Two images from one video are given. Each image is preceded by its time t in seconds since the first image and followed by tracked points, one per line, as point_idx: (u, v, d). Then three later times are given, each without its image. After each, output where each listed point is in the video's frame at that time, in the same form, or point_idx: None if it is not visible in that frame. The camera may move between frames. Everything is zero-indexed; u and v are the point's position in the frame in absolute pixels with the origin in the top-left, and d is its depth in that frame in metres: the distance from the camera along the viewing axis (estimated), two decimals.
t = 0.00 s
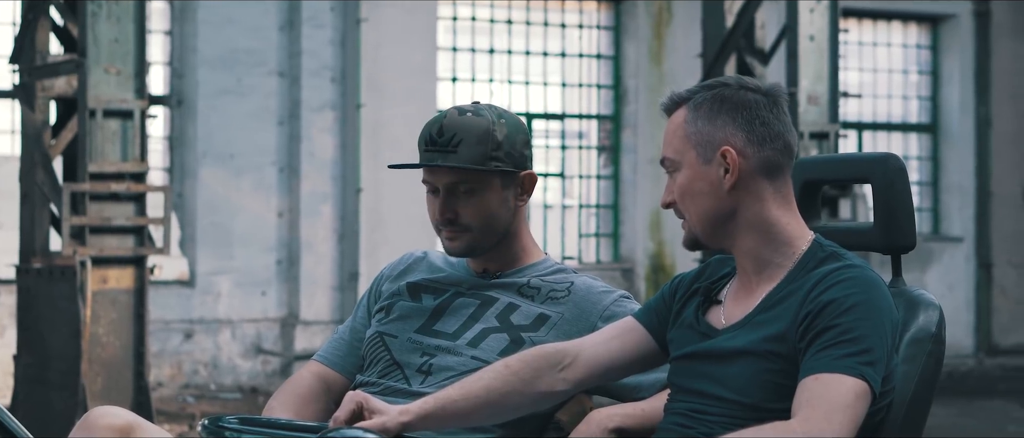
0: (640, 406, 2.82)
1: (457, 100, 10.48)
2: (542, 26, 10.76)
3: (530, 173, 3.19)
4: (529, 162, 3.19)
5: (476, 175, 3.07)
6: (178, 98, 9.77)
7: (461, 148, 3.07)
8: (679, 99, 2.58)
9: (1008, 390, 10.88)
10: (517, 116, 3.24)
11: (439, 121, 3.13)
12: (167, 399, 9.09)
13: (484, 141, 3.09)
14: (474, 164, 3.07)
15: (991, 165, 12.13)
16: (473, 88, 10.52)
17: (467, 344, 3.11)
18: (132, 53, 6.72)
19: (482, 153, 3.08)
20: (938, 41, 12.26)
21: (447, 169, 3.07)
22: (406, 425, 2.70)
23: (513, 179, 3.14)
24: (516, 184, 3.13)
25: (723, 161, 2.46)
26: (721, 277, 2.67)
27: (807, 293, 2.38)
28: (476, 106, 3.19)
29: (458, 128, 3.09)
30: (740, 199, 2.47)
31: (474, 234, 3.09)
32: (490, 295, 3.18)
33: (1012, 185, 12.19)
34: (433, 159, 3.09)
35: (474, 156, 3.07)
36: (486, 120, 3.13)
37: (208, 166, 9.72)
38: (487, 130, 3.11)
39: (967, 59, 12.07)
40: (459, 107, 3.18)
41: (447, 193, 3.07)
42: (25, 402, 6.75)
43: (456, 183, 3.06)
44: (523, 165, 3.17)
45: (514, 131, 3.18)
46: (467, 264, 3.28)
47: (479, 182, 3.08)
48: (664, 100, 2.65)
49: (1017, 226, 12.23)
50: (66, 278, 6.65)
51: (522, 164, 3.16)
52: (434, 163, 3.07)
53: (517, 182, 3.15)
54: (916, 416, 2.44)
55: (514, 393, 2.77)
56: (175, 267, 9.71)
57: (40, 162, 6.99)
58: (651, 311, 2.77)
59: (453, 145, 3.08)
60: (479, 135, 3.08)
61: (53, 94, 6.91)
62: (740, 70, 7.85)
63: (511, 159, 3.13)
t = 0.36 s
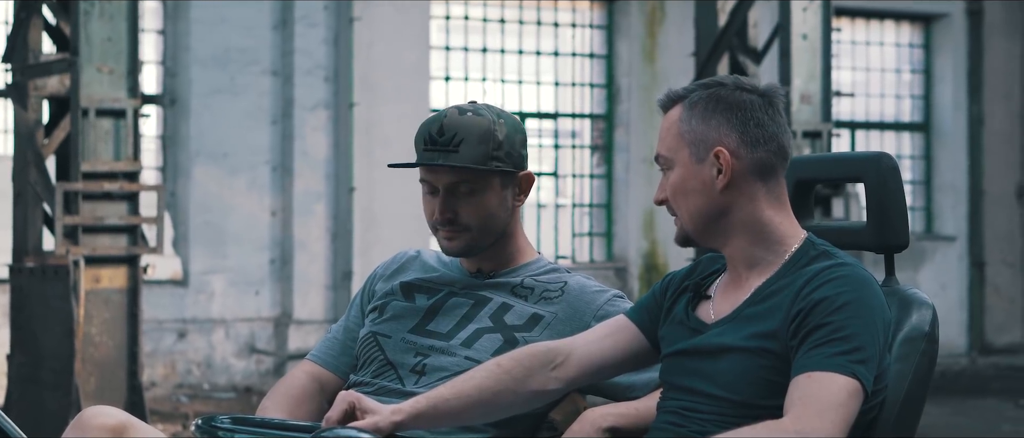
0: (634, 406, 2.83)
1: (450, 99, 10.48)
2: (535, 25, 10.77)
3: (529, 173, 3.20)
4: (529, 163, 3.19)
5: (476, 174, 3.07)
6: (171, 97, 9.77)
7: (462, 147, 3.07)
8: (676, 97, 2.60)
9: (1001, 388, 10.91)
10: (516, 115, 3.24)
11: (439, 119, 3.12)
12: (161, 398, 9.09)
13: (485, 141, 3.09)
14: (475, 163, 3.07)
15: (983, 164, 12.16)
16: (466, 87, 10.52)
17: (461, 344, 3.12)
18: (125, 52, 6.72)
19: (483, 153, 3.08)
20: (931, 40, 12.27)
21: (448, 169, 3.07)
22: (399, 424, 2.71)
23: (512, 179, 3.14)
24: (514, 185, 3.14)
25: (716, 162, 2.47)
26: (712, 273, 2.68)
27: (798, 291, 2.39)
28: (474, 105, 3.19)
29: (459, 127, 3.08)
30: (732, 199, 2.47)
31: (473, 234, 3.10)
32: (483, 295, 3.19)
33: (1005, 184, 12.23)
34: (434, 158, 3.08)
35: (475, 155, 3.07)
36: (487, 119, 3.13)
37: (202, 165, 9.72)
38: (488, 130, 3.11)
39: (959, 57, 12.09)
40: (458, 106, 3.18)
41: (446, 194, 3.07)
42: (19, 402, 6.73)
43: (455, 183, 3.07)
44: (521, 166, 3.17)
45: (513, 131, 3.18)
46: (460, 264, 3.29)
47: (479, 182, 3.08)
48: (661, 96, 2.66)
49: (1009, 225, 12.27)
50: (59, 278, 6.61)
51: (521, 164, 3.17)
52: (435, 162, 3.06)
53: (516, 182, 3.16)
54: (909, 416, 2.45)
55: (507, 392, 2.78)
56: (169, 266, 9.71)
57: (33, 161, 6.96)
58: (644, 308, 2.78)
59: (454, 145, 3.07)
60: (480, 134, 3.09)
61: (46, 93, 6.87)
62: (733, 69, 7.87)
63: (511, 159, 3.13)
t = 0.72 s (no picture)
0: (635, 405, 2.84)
1: (450, 99, 10.48)
2: (534, 24, 10.77)
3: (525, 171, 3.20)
4: (524, 161, 3.19)
5: (472, 174, 3.07)
6: (170, 97, 9.77)
7: (456, 147, 3.07)
8: (664, 104, 2.60)
9: (1001, 388, 10.91)
10: (510, 115, 3.23)
11: (434, 120, 3.12)
12: (161, 398, 9.09)
13: (480, 140, 3.09)
14: (468, 163, 3.07)
15: (983, 163, 12.16)
16: (465, 87, 10.51)
17: (461, 344, 3.11)
18: (124, 52, 6.72)
19: (479, 153, 3.08)
20: (930, 40, 12.26)
21: (443, 168, 3.07)
22: (398, 424, 2.72)
23: (509, 178, 3.14)
24: (511, 183, 3.14)
25: (713, 166, 2.47)
26: (711, 273, 2.68)
27: (800, 293, 2.39)
28: (470, 105, 3.19)
29: (453, 127, 3.08)
30: (730, 202, 2.47)
31: (470, 233, 3.10)
32: (482, 295, 3.19)
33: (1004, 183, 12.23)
34: (429, 157, 3.08)
35: (470, 154, 3.07)
36: (481, 119, 3.13)
37: (201, 164, 9.73)
38: (483, 129, 3.10)
39: (959, 57, 12.09)
40: (453, 106, 3.18)
41: (443, 193, 3.07)
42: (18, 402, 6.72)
43: (452, 182, 3.07)
44: (517, 165, 3.17)
45: (509, 130, 3.18)
46: (459, 263, 3.29)
47: (476, 181, 3.08)
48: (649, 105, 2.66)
49: (1007, 224, 12.28)
50: (59, 278, 6.60)
51: (518, 163, 3.17)
52: (429, 162, 3.07)
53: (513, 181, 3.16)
54: (910, 416, 2.45)
55: (506, 392, 2.77)
56: (169, 266, 9.70)
57: (32, 161, 6.95)
58: (642, 308, 2.78)
59: (449, 144, 3.07)
60: (475, 134, 3.08)
61: (46, 93, 6.88)
62: (732, 70, 7.87)
63: (507, 157, 3.13)
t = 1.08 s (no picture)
0: (634, 405, 2.85)
1: (449, 98, 10.48)
2: (533, 23, 10.76)
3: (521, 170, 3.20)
4: (519, 160, 3.20)
5: (468, 173, 3.07)
6: (169, 96, 9.78)
7: (453, 146, 3.07)
8: (654, 110, 2.59)
9: (1000, 387, 10.90)
10: (506, 115, 3.24)
11: (431, 118, 3.13)
12: (159, 397, 9.09)
13: (476, 138, 3.09)
14: (464, 162, 3.06)
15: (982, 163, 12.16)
16: (465, 86, 10.51)
17: (459, 344, 3.11)
18: (123, 52, 6.73)
19: (475, 151, 3.08)
20: (929, 39, 12.27)
21: (439, 168, 3.07)
22: (396, 423, 2.72)
23: (504, 177, 3.14)
24: (506, 182, 3.14)
25: (704, 172, 2.46)
26: (710, 273, 2.68)
27: (800, 292, 2.39)
28: (467, 104, 3.20)
29: (450, 125, 3.09)
30: (723, 207, 2.47)
31: (468, 233, 3.09)
32: (481, 294, 3.19)
33: (1005, 183, 12.22)
34: (425, 157, 3.08)
35: (465, 153, 3.07)
36: (478, 118, 3.13)
37: (200, 164, 9.74)
38: (479, 128, 3.11)
39: (959, 55, 12.08)
40: (449, 106, 3.19)
41: (439, 193, 3.07)
42: (16, 401, 6.71)
43: (448, 182, 3.07)
44: (515, 163, 3.17)
45: (506, 129, 3.18)
46: (458, 263, 3.29)
47: (471, 181, 3.08)
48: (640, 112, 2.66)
49: (1008, 223, 12.27)
50: (58, 278, 6.60)
51: (514, 161, 3.17)
52: (425, 162, 3.06)
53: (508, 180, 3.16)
54: (908, 415, 2.45)
55: (504, 391, 2.77)
56: (168, 265, 9.71)
57: (31, 160, 6.94)
58: (640, 308, 2.78)
59: (444, 143, 3.07)
60: (472, 132, 3.08)
61: (45, 93, 6.88)
62: (731, 69, 7.87)
63: (503, 156, 3.13)
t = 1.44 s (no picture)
0: (629, 405, 2.85)
1: (444, 98, 10.48)
2: (527, 24, 10.76)
3: (516, 169, 3.19)
4: (515, 159, 3.19)
5: (463, 171, 3.07)
6: (163, 96, 9.76)
7: (447, 145, 3.06)
8: (649, 109, 2.59)
9: (994, 387, 10.91)
10: (502, 114, 3.24)
11: (425, 118, 3.13)
12: (154, 398, 9.07)
13: (470, 137, 3.09)
14: (458, 161, 3.06)
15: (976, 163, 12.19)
16: (459, 87, 10.52)
17: (454, 343, 3.12)
18: (117, 52, 6.72)
19: (469, 150, 3.08)
20: (923, 39, 12.29)
21: (434, 166, 3.07)
22: (392, 424, 2.72)
23: (498, 177, 3.14)
24: (501, 181, 3.14)
25: (694, 174, 2.47)
26: (706, 273, 2.68)
27: (793, 292, 2.39)
28: (461, 104, 3.20)
29: (444, 125, 3.08)
30: (714, 207, 2.48)
31: (461, 232, 3.09)
32: (476, 294, 3.19)
33: (998, 183, 12.25)
34: (419, 156, 3.08)
35: (460, 152, 3.07)
36: (472, 117, 3.13)
37: (194, 164, 9.72)
38: (473, 127, 3.11)
39: (953, 55, 12.10)
40: (444, 105, 3.18)
41: (433, 190, 3.07)
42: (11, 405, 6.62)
43: (442, 180, 3.07)
44: (509, 163, 3.17)
45: (500, 128, 3.18)
46: (453, 263, 3.29)
47: (466, 179, 3.08)
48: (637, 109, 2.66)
49: (1002, 223, 12.30)
50: (53, 278, 6.58)
51: (508, 160, 3.17)
52: (419, 160, 3.06)
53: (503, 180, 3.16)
54: (903, 415, 2.45)
55: (499, 391, 2.77)
56: (162, 266, 9.72)
57: (25, 161, 6.93)
58: (635, 309, 2.79)
59: (439, 142, 3.07)
60: (466, 131, 3.08)
61: (38, 93, 6.84)
62: (726, 69, 7.86)
63: (498, 155, 3.13)
